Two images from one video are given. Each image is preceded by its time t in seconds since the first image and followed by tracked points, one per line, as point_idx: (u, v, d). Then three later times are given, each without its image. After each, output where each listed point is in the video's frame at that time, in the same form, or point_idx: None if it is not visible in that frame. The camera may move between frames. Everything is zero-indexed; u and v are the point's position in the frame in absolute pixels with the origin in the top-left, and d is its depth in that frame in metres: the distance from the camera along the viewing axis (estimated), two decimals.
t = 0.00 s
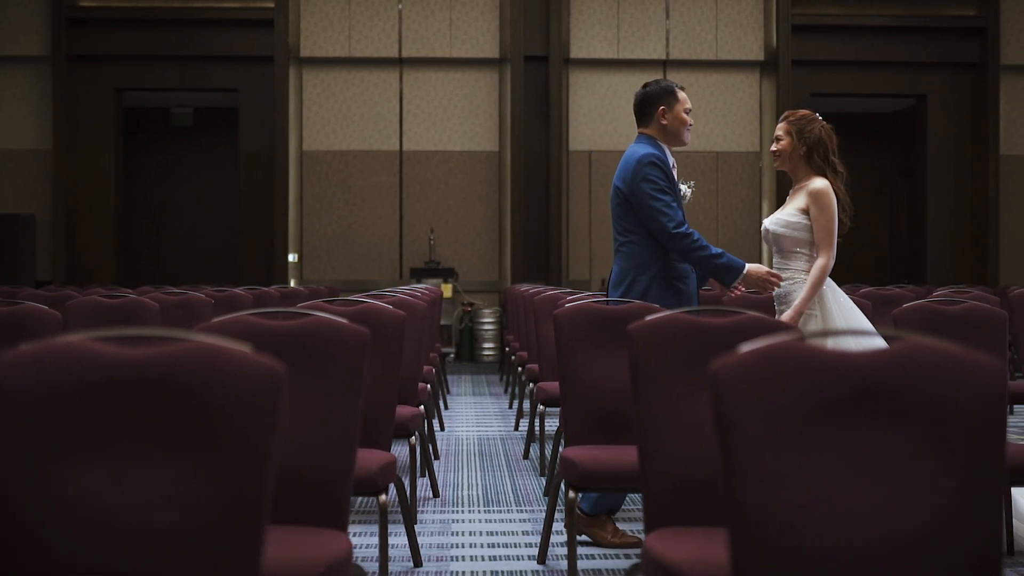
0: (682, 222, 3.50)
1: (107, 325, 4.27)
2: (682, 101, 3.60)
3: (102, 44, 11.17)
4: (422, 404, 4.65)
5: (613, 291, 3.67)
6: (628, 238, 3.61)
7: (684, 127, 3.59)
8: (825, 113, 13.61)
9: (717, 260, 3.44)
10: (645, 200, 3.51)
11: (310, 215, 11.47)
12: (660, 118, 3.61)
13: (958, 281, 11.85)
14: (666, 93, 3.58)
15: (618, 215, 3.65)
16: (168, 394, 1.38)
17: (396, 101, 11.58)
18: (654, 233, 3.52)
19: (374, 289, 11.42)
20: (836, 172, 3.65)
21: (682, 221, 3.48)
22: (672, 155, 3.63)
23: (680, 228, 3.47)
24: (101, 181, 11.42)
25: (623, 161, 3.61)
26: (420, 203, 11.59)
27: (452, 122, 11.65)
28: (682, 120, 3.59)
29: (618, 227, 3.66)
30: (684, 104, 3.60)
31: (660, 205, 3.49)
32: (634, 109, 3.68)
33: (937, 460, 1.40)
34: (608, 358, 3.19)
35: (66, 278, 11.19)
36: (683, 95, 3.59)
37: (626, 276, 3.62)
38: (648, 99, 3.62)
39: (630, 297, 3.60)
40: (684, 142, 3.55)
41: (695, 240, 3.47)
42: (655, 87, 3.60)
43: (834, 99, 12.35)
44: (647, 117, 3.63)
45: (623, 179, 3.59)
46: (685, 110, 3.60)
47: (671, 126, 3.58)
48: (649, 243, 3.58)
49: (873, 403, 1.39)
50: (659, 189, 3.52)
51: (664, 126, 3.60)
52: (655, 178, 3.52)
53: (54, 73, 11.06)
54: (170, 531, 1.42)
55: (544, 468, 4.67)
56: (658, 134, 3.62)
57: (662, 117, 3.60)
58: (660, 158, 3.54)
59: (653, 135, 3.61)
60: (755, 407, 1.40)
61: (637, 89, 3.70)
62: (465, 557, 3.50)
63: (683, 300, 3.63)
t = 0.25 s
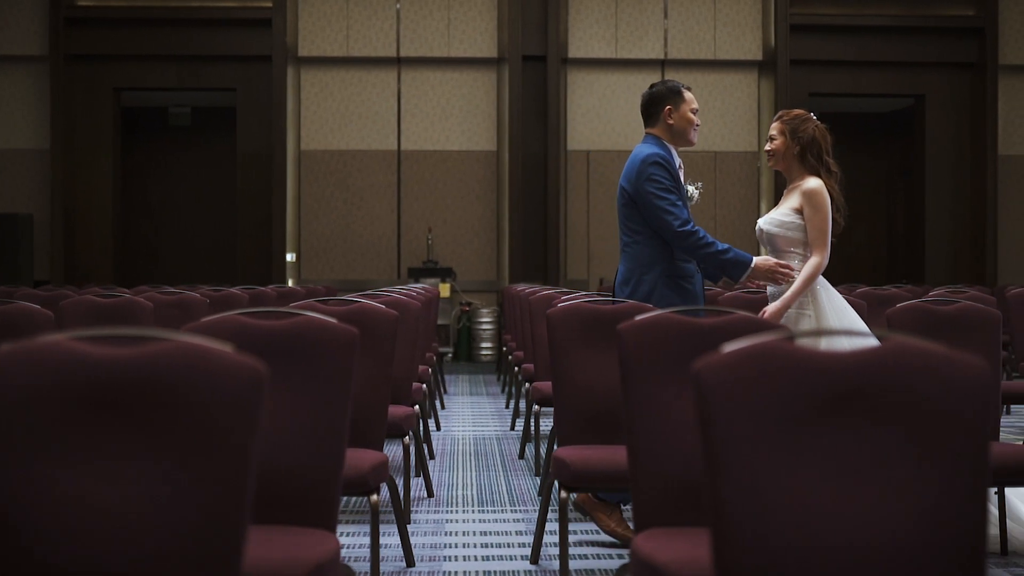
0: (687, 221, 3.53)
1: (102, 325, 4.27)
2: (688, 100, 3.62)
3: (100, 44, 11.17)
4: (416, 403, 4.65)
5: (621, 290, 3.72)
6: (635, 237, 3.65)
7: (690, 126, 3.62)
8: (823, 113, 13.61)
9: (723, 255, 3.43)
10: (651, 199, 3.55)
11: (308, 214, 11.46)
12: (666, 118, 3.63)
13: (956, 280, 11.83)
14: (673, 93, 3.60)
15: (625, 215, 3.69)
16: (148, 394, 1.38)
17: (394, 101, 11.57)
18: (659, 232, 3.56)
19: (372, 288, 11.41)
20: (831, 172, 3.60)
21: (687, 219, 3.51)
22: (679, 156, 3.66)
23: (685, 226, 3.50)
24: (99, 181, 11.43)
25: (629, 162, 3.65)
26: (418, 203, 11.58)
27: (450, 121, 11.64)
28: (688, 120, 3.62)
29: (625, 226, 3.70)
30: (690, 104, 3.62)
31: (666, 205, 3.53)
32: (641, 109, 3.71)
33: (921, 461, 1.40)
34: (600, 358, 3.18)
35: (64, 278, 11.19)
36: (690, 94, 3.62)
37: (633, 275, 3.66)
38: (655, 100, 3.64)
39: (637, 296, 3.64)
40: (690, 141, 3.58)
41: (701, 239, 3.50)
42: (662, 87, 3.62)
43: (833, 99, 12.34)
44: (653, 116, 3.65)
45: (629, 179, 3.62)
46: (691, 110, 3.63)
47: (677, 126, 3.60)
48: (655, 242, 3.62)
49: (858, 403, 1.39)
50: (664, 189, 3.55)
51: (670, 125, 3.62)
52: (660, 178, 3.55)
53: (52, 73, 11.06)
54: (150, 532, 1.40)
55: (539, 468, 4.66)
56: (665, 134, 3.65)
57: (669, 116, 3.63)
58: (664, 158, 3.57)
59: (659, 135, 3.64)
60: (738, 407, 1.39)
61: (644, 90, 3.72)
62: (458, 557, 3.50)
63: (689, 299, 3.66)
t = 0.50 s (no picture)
0: (692, 219, 3.55)
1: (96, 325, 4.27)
2: (695, 101, 3.60)
3: (98, 44, 11.17)
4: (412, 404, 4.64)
5: (624, 289, 3.71)
6: (639, 236, 3.66)
7: (697, 126, 3.61)
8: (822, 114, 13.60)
9: (727, 254, 3.49)
10: (656, 198, 3.57)
11: (306, 215, 11.47)
12: (673, 117, 3.62)
13: (954, 281, 11.83)
14: (680, 93, 3.59)
15: (629, 214, 3.70)
16: (131, 394, 1.38)
17: (392, 101, 11.57)
18: (664, 230, 3.57)
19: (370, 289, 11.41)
20: (825, 173, 3.58)
21: (691, 218, 3.54)
22: (684, 156, 3.66)
23: (690, 224, 3.52)
24: (97, 181, 11.43)
25: (634, 161, 3.66)
26: (417, 203, 11.59)
27: (449, 122, 11.64)
28: (694, 119, 3.60)
29: (629, 225, 3.71)
30: (697, 104, 3.61)
31: (670, 202, 3.55)
32: (649, 108, 3.70)
33: (905, 462, 1.39)
34: (593, 358, 3.18)
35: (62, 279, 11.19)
36: (697, 95, 3.60)
37: (637, 274, 3.66)
38: (662, 98, 3.63)
39: (640, 295, 3.63)
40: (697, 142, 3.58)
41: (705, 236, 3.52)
42: (670, 86, 3.60)
43: (831, 99, 12.34)
44: (660, 115, 3.65)
45: (634, 178, 3.64)
46: (698, 110, 3.61)
47: (684, 124, 3.59)
48: (659, 240, 3.63)
49: (846, 403, 1.38)
50: (669, 187, 3.58)
51: (676, 124, 3.62)
52: (665, 176, 3.58)
53: (49, 73, 11.05)
54: (132, 532, 1.41)
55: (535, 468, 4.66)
56: (671, 133, 3.65)
57: (675, 115, 3.62)
58: (669, 156, 3.60)
59: (665, 135, 3.64)
60: (723, 408, 1.38)
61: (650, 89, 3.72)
62: (451, 558, 3.49)
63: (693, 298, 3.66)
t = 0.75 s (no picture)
0: (694, 220, 3.51)
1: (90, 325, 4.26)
2: (701, 100, 3.60)
3: (97, 43, 11.18)
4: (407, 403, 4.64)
5: (628, 288, 3.70)
6: (643, 235, 3.64)
7: (703, 125, 3.60)
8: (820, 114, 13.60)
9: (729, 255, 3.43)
10: (659, 198, 3.54)
11: (304, 215, 11.46)
12: (678, 117, 3.61)
13: (953, 281, 11.83)
14: (685, 92, 3.58)
15: (634, 212, 3.68)
16: (113, 394, 1.36)
17: (390, 101, 11.56)
18: (667, 230, 3.55)
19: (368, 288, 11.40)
20: (820, 172, 3.56)
21: (695, 218, 3.50)
22: (690, 156, 3.64)
23: (693, 225, 3.49)
24: (95, 180, 11.43)
25: (639, 160, 3.63)
26: (416, 202, 11.59)
27: (447, 122, 11.64)
28: (701, 119, 3.59)
29: (634, 223, 3.69)
30: (703, 103, 3.60)
31: (673, 203, 3.51)
32: (654, 108, 3.69)
33: (892, 462, 1.39)
34: (587, 358, 3.18)
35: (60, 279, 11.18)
36: (702, 94, 3.59)
37: (640, 273, 3.65)
38: (667, 98, 3.62)
39: (642, 294, 3.62)
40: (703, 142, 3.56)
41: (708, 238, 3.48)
42: (675, 86, 3.60)
43: (829, 99, 12.33)
44: (665, 116, 3.64)
45: (639, 177, 3.62)
46: (704, 109, 3.60)
47: (690, 124, 3.58)
48: (663, 240, 3.61)
49: (832, 403, 1.38)
50: (673, 187, 3.54)
51: (682, 124, 3.60)
52: (669, 176, 3.54)
53: (47, 73, 11.04)
54: (114, 535, 1.40)
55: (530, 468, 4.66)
56: (677, 133, 3.63)
57: (681, 115, 3.61)
58: (674, 156, 3.56)
59: (670, 134, 3.62)
60: (710, 409, 1.37)
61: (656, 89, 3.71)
62: (445, 558, 3.49)
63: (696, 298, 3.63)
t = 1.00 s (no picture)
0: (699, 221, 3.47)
1: (86, 324, 4.26)
2: (707, 100, 3.56)
3: (95, 44, 11.18)
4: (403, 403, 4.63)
5: (630, 288, 3.65)
6: (647, 235, 3.60)
7: (710, 126, 3.56)
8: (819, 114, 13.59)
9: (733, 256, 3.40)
10: (664, 197, 3.50)
11: (302, 215, 11.47)
12: (685, 118, 3.57)
13: (952, 281, 11.83)
14: (691, 92, 3.54)
15: (638, 212, 3.64)
16: (99, 397, 1.37)
17: (388, 101, 11.56)
18: (671, 230, 3.51)
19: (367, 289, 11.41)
20: (815, 173, 3.54)
21: (699, 219, 3.46)
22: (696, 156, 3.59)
23: (698, 226, 3.45)
24: (94, 181, 11.44)
25: (644, 160, 3.59)
26: (414, 203, 11.59)
27: (446, 122, 11.64)
28: (708, 119, 3.56)
29: (637, 223, 3.65)
30: (709, 103, 3.56)
31: (679, 203, 3.47)
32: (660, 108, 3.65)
33: (879, 462, 1.39)
34: (582, 358, 3.17)
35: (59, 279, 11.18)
36: (708, 94, 3.55)
37: (643, 273, 3.60)
38: (674, 99, 3.59)
39: (645, 295, 3.57)
40: (710, 141, 3.52)
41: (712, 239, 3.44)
42: (681, 86, 3.56)
43: (827, 99, 12.34)
44: (672, 116, 3.60)
45: (644, 175, 3.58)
46: (710, 109, 3.56)
47: (695, 125, 3.54)
48: (667, 240, 3.57)
49: (819, 404, 1.37)
50: (679, 187, 3.50)
51: (688, 124, 3.56)
52: (675, 176, 3.50)
53: (46, 73, 11.05)
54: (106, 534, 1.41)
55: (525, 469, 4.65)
56: (683, 134, 3.59)
57: (687, 116, 3.57)
58: (681, 156, 3.52)
59: (677, 134, 3.58)
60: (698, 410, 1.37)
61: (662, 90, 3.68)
62: (440, 558, 3.48)
63: (699, 299, 3.59)
